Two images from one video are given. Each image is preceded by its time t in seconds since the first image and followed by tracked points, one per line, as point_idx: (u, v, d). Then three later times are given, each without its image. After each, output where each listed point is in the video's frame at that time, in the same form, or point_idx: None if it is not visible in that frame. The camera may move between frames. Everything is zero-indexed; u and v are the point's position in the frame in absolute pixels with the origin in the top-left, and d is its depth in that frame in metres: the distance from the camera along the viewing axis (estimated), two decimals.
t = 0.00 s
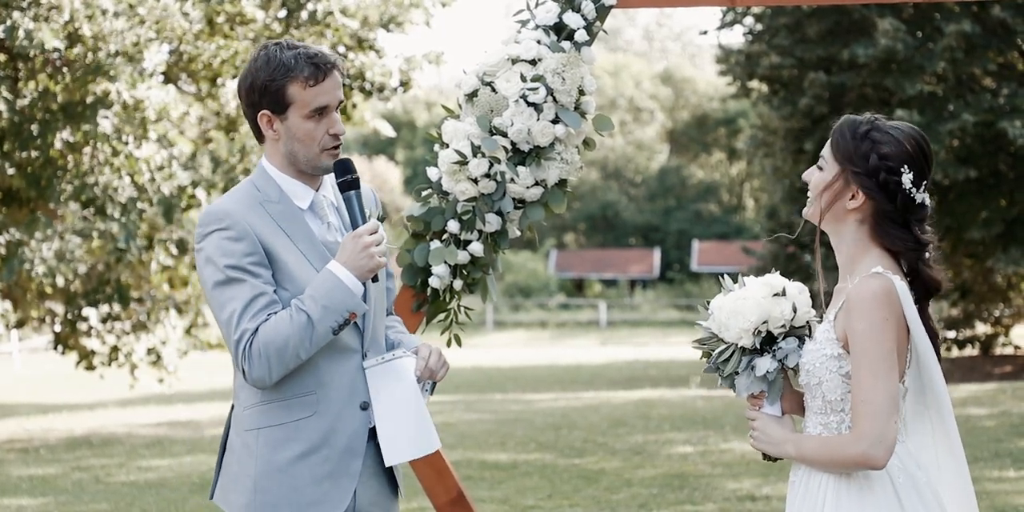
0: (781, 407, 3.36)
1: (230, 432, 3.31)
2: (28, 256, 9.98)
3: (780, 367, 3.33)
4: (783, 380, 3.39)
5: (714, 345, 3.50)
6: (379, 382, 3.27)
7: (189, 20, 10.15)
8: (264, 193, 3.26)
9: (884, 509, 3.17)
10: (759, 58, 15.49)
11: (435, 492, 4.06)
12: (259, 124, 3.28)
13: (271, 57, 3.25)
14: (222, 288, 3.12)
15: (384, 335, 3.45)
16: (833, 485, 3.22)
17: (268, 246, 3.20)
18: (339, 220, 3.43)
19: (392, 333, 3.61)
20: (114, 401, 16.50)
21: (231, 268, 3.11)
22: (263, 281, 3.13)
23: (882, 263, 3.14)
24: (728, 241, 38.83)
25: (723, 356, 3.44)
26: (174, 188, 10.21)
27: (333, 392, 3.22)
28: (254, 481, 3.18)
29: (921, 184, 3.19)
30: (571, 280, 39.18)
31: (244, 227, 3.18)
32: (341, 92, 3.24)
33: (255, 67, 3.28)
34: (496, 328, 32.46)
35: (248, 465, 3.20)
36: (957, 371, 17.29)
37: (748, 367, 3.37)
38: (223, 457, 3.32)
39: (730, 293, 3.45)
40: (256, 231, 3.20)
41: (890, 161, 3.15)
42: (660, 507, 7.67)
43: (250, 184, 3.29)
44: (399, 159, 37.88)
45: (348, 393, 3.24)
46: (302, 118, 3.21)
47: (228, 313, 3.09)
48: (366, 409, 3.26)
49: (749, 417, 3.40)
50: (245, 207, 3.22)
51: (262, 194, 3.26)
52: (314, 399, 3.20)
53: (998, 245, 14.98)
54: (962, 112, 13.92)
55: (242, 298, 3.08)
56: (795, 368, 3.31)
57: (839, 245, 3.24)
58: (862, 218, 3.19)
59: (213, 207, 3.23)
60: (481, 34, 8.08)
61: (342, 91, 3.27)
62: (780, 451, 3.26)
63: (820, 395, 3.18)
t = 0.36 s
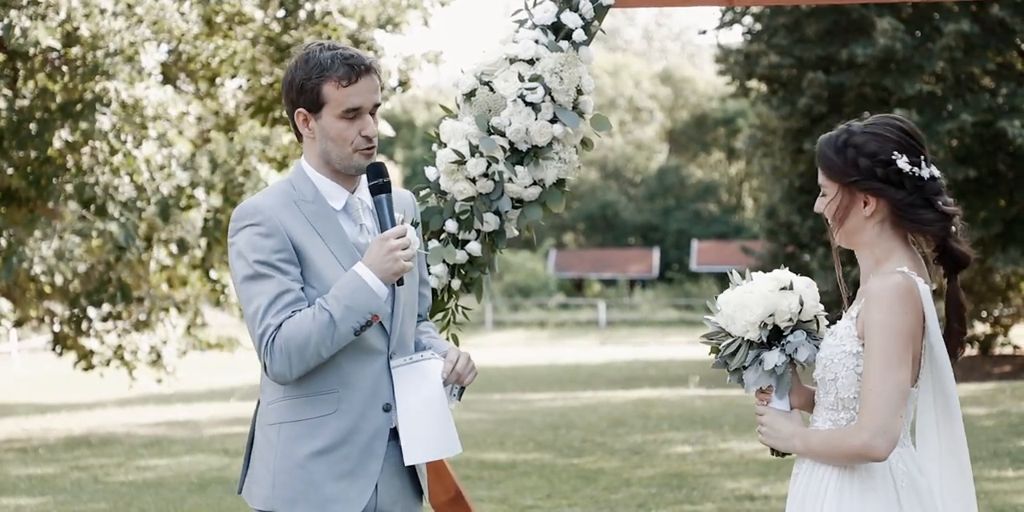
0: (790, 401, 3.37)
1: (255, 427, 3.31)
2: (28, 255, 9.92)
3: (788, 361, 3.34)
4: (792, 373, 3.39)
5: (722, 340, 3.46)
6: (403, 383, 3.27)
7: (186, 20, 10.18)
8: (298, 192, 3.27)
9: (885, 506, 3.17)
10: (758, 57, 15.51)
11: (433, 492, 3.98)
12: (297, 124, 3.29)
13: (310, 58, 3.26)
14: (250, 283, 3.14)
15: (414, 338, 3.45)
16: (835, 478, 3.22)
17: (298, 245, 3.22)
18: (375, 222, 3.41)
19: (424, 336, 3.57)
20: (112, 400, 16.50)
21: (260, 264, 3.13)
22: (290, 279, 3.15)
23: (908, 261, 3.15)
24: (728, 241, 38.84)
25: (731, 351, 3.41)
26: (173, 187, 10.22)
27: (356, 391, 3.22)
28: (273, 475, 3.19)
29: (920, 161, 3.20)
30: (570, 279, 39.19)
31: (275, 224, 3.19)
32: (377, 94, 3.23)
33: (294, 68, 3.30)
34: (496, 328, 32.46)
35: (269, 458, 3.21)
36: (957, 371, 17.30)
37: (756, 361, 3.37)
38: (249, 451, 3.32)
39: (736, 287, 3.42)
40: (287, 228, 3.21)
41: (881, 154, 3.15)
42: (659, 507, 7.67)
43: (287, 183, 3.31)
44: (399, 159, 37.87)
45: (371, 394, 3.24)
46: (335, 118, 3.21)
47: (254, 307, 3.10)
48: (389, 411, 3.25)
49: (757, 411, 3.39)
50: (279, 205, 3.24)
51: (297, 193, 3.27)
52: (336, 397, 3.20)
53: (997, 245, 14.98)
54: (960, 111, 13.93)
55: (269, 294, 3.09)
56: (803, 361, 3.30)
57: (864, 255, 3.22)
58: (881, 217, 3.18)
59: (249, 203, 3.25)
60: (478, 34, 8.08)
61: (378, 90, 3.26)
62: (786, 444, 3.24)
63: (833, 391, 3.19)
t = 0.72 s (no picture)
0: (807, 425, 3.35)
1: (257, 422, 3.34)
2: (24, 255, 10.04)
3: (795, 384, 3.35)
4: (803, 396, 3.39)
5: (727, 375, 3.47)
6: (404, 385, 3.27)
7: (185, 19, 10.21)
8: (313, 189, 3.28)
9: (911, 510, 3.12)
10: (758, 57, 15.53)
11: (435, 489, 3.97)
12: (315, 121, 3.29)
13: (329, 56, 3.26)
14: (255, 274, 3.15)
15: (424, 340, 3.41)
16: (858, 487, 3.17)
17: (305, 242, 3.21)
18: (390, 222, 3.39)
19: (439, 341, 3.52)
20: (112, 399, 16.50)
21: (265, 257, 3.14)
22: (294, 274, 3.15)
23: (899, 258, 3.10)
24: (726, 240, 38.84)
25: (737, 385, 3.43)
26: (172, 186, 10.17)
27: (356, 389, 3.22)
28: (269, 467, 3.20)
29: (816, 159, 3.19)
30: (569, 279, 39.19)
31: (283, 218, 3.20)
32: (392, 95, 3.21)
33: (315, 65, 3.29)
34: (495, 327, 32.45)
35: (266, 451, 3.23)
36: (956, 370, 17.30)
37: (763, 390, 3.38)
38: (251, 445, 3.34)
39: (732, 321, 3.44)
40: (295, 223, 3.21)
41: (783, 184, 3.15)
42: (658, 507, 7.66)
43: (303, 179, 3.32)
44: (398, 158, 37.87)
45: (371, 393, 3.23)
46: (350, 117, 3.21)
47: (257, 299, 3.13)
48: (388, 411, 3.24)
49: (775, 440, 3.37)
50: (292, 200, 3.24)
51: (311, 189, 3.27)
52: (335, 394, 3.20)
53: (996, 244, 14.97)
54: (960, 111, 13.90)
55: (271, 287, 3.11)
56: (811, 382, 3.32)
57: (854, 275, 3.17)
58: (837, 226, 3.14)
59: (264, 195, 3.27)
60: (476, 33, 8.07)
61: (395, 93, 3.24)
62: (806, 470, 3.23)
63: (846, 399, 3.15)
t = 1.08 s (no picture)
0: (812, 450, 3.34)
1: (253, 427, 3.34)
2: (22, 257, 9.95)
3: (791, 411, 3.35)
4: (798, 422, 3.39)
5: (723, 414, 3.47)
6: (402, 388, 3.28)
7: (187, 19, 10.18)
8: (299, 191, 3.27)
9: None
10: (758, 56, 15.53)
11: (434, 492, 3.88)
12: (302, 124, 3.28)
13: (314, 58, 3.26)
14: (248, 280, 3.14)
15: (414, 339, 3.43)
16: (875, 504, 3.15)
17: (296, 244, 3.21)
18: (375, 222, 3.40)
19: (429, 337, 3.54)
20: (114, 399, 16.51)
21: (256, 262, 3.13)
22: (287, 278, 3.14)
23: (864, 269, 3.10)
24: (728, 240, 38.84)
25: (734, 425, 3.42)
26: (173, 187, 10.18)
27: (353, 391, 3.22)
28: (268, 474, 3.20)
29: (752, 196, 3.22)
30: (570, 279, 39.20)
31: (273, 222, 3.19)
32: (381, 94, 3.23)
33: (299, 67, 3.30)
34: (496, 326, 32.45)
35: (264, 458, 3.22)
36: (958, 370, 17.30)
37: (760, 423, 3.37)
38: (246, 451, 3.33)
39: (719, 361, 3.44)
40: (284, 226, 3.20)
41: (730, 227, 3.17)
42: (659, 507, 7.66)
43: (288, 181, 3.30)
44: (399, 158, 37.90)
45: (368, 395, 3.23)
46: (341, 118, 3.21)
47: (251, 305, 3.11)
48: (385, 412, 3.24)
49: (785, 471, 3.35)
50: (278, 203, 3.23)
51: (297, 191, 3.26)
52: (332, 397, 3.20)
53: (997, 244, 14.95)
54: (961, 110, 13.88)
55: (265, 292, 3.09)
56: (805, 407, 3.32)
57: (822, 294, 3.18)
58: (794, 252, 3.15)
59: (249, 200, 3.25)
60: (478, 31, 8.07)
61: (383, 91, 3.26)
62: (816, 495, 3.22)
63: (846, 414, 3.15)
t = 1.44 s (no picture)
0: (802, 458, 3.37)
1: (226, 428, 3.31)
2: (23, 257, 10.21)
3: (780, 421, 3.37)
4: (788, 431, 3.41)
5: (710, 427, 3.48)
6: (379, 386, 3.29)
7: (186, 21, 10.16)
8: (267, 191, 3.26)
9: None
10: (759, 57, 15.53)
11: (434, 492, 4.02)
12: (262, 124, 3.29)
13: (271, 56, 3.26)
14: (221, 283, 3.12)
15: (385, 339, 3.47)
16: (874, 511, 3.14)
17: (268, 244, 3.20)
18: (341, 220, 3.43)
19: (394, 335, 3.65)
20: (115, 399, 16.53)
21: (231, 264, 3.11)
22: (262, 279, 3.13)
23: (840, 273, 3.14)
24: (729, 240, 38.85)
25: (723, 439, 3.42)
26: (173, 188, 10.25)
27: (330, 392, 3.22)
28: (247, 481, 3.18)
29: (726, 211, 3.26)
30: (570, 279, 39.22)
31: (245, 223, 3.18)
32: (341, 89, 3.23)
33: (255, 67, 3.30)
34: (496, 327, 32.47)
35: (242, 464, 3.20)
36: (958, 370, 17.30)
37: (751, 436, 3.39)
38: (217, 457, 3.31)
39: (704, 376, 3.43)
40: (256, 226, 3.20)
41: (710, 244, 3.20)
42: (660, 506, 7.66)
43: (253, 181, 3.30)
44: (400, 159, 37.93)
45: (345, 395, 3.24)
46: (301, 116, 3.21)
47: (226, 308, 3.09)
48: (362, 410, 3.25)
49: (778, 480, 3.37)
50: (246, 203, 3.22)
51: (265, 191, 3.26)
52: (310, 398, 3.20)
53: (998, 244, 14.95)
54: (961, 110, 13.88)
55: (241, 295, 3.08)
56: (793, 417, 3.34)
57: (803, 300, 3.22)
58: (773, 263, 3.20)
59: (215, 202, 3.24)
60: (478, 32, 8.07)
61: (342, 87, 3.27)
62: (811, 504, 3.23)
63: (837, 420, 3.15)
